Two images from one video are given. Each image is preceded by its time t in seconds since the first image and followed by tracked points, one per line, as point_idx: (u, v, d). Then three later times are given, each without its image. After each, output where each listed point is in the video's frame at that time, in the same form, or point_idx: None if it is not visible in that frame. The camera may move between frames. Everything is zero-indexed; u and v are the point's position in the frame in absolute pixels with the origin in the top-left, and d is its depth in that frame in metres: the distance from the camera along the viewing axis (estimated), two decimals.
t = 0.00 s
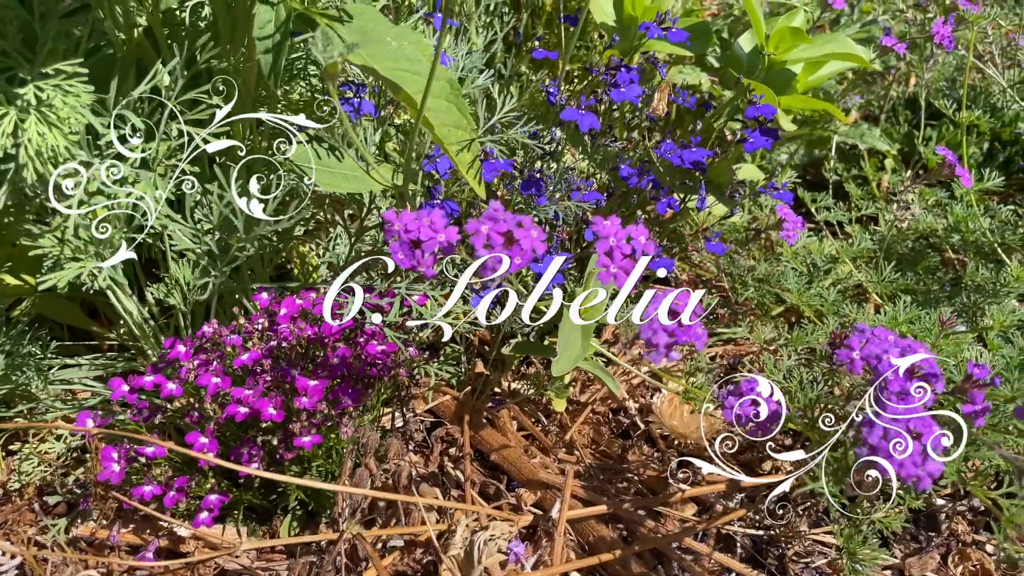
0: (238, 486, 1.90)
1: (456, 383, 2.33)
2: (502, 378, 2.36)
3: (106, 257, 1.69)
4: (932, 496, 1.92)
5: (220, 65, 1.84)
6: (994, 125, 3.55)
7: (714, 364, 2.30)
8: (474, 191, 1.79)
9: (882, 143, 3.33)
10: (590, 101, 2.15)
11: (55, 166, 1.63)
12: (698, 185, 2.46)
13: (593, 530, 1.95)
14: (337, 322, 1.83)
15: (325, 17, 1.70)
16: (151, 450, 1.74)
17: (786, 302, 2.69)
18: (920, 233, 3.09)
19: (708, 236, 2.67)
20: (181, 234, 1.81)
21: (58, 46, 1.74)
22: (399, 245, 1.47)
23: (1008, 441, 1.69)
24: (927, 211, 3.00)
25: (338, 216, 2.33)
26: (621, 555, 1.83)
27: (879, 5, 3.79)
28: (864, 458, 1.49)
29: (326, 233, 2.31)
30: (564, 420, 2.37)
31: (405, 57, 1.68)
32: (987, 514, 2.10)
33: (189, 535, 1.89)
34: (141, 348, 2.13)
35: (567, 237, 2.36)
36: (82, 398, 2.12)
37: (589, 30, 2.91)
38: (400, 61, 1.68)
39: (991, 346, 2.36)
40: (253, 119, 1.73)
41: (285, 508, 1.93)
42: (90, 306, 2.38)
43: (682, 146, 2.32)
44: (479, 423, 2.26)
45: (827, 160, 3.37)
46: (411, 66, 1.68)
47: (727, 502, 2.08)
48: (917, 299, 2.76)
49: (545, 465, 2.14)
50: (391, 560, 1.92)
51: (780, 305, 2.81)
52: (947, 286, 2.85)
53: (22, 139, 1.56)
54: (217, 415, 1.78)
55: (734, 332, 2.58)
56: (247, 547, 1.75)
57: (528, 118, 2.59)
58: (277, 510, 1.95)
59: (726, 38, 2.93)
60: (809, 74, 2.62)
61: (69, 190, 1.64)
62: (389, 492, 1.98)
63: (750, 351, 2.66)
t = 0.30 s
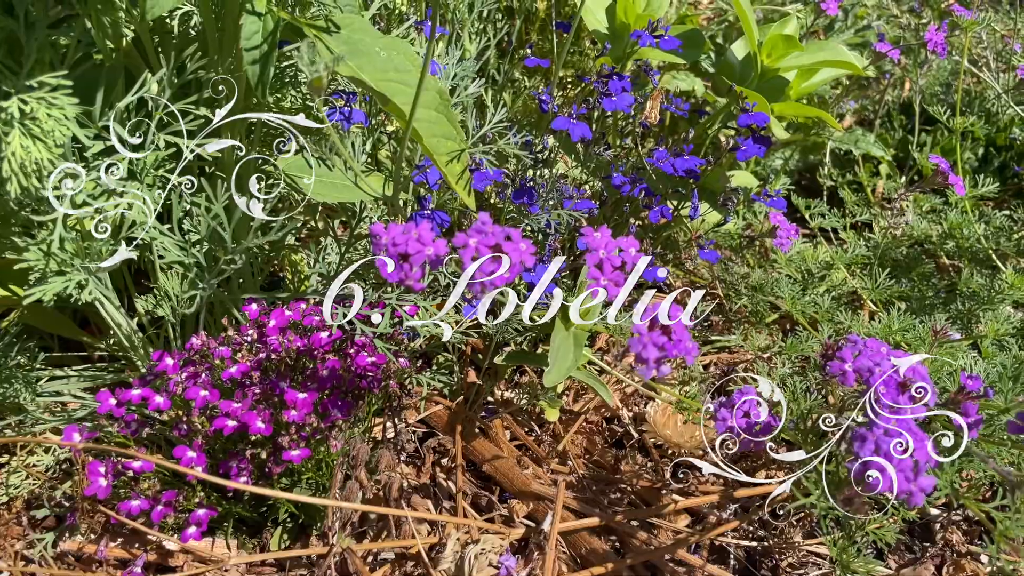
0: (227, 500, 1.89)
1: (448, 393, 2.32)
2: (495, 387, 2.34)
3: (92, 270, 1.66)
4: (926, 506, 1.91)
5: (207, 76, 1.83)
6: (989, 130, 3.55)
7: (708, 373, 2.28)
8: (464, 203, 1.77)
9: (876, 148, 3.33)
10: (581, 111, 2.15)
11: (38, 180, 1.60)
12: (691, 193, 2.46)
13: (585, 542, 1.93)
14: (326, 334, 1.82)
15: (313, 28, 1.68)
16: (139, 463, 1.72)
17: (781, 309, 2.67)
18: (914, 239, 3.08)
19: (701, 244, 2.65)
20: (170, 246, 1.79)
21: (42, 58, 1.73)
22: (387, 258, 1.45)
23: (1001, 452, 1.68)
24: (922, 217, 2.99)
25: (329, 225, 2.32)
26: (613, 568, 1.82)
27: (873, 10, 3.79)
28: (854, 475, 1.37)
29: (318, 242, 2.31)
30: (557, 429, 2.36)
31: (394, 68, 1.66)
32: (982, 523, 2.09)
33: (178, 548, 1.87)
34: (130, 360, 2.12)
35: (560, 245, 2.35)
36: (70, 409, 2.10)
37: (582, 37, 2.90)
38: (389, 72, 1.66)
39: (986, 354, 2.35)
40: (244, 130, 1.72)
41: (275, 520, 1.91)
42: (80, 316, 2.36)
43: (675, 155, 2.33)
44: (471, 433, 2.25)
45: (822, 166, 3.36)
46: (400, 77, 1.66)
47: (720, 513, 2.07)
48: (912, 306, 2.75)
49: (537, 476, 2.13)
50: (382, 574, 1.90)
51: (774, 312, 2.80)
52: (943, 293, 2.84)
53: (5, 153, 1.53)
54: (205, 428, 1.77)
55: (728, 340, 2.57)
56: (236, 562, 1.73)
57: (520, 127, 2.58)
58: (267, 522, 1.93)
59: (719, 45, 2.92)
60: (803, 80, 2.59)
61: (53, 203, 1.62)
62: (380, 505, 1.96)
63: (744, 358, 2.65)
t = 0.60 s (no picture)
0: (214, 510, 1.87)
1: (439, 401, 2.30)
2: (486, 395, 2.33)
3: (75, 279, 1.65)
4: (918, 515, 1.90)
5: (193, 83, 1.81)
6: (982, 134, 3.55)
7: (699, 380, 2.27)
8: (452, 211, 1.76)
9: (870, 152, 3.32)
10: (570, 117, 2.14)
11: (21, 190, 1.59)
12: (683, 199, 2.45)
13: (575, 552, 1.92)
14: (314, 344, 1.82)
15: (299, 34, 1.66)
16: (124, 475, 1.71)
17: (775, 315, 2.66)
18: (908, 244, 3.07)
19: (693, 249, 2.64)
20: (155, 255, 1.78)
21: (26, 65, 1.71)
22: (371, 269, 1.43)
23: (992, 461, 1.67)
24: (916, 222, 2.98)
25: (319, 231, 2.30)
26: None
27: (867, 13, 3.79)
28: (843, 488, 1.34)
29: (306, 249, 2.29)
30: (549, 437, 2.34)
31: (381, 75, 1.66)
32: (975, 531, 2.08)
33: (164, 560, 1.85)
34: (118, 369, 2.10)
35: (550, 252, 2.34)
36: (57, 419, 2.08)
37: (573, 41, 2.89)
38: (375, 79, 1.66)
39: (979, 360, 2.34)
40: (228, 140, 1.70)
41: (263, 531, 1.89)
42: (67, 324, 2.34)
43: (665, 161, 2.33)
44: (462, 441, 2.23)
45: (816, 170, 3.35)
46: (387, 84, 1.66)
47: (712, 522, 2.05)
48: (905, 312, 2.74)
49: (528, 485, 2.12)
50: None
51: (767, 318, 2.78)
52: (936, 298, 2.83)
53: None
54: (191, 439, 1.75)
55: (721, 346, 2.56)
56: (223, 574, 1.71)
57: (511, 132, 2.56)
58: (256, 532, 1.91)
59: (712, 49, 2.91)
60: (795, 85, 2.60)
61: (35, 213, 1.60)
62: (369, 515, 1.95)
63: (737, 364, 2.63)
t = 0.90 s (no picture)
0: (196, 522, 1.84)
1: (426, 409, 2.28)
2: (474, 402, 2.31)
3: (51, 289, 1.63)
4: (908, 524, 1.88)
5: (173, 90, 1.79)
6: (975, 137, 3.53)
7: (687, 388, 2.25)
8: (434, 218, 1.74)
9: (862, 156, 3.30)
10: (556, 123, 2.12)
11: None
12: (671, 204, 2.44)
13: (561, 563, 1.90)
14: (296, 352, 1.80)
15: (278, 40, 1.64)
16: (101, 487, 1.68)
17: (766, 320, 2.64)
18: (900, 248, 3.06)
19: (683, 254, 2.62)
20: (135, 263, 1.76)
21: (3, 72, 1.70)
22: (350, 279, 1.41)
23: (981, 471, 1.65)
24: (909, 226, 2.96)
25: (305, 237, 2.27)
26: None
27: (858, 16, 3.78)
28: (827, 499, 1.32)
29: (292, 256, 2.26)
30: (537, 445, 2.32)
31: (362, 82, 1.65)
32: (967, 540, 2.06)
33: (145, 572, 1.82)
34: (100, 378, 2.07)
35: (538, 258, 2.32)
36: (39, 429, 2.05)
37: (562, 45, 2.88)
38: (356, 85, 1.65)
39: (970, 366, 2.33)
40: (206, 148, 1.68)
41: (247, 542, 1.86)
42: (51, 333, 2.31)
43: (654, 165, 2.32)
44: (449, 450, 2.21)
45: (808, 174, 3.34)
46: (367, 90, 1.65)
47: (701, 531, 2.03)
48: (897, 317, 2.72)
49: (515, 494, 2.09)
50: None
51: (759, 323, 2.76)
52: (929, 302, 2.81)
53: None
54: (171, 450, 1.72)
55: (711, 352, 2.54)
56: None
57: (499, 136, 2.55)
58: (239, 543, 1.88)
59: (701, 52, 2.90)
60: (785, 89, 2.59)
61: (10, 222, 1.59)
62: (353, 526, 1.92)
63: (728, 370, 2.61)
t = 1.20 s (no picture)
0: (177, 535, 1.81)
1: (412, 419, 2.26)
2: (460, 411, 2.29)
3: (25, 299, 1.61)
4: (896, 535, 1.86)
5: (152, 97, 1.78)
6: (967, 141, 3.52)
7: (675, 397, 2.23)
8: (415, 228, 1.72)
9: (853, 160, 3.29)
10: (541, 130, 2.10)
11: None
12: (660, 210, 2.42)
13: None
14: (276, 363, 1.78)
15: (256, 48, 1.62)
16: (77, 501, 1.66)
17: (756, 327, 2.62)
18: (891, 253, 3.05)
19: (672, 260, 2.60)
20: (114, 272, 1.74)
21: None
22: (326, 291, 1.38)
23: (968, 483, 1.63)
24: (900, 231, 2.95)
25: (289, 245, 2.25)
26: None
27: (850, 19, 3.76)
28: (809, 515, 1.31)
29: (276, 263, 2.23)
30: (524, 454, 2.30)
31: (342, 90, 1.63)
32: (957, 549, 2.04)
33: None
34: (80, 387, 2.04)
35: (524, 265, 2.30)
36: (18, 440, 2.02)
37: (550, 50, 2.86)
38: (336, 93, 1.63)
39: (960, 374, 2.31)
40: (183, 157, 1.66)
41: (228, 555, 1.84)
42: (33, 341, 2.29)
43: (641, 172, 2.29)
44: (435, 460, 2.18)
45: (799, 178, 3.32)
46: (347, 98, 1.63)
47: (688, 542, 2.02)
48: (888, 323, 2.71)
49: (501, 505, 2.07)
50: None
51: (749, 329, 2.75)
52: (920, 308, 2.80)
53: None
54: (149, 463, 1.70)
55: (700, 359, 2.52)
56: None
57: (486, 142, 2.53)
58: (220, 556, 1.85)
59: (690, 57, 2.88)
60: (774, 94, 2.57)
61: None
62: (336, 538, 1.90)
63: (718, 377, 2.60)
